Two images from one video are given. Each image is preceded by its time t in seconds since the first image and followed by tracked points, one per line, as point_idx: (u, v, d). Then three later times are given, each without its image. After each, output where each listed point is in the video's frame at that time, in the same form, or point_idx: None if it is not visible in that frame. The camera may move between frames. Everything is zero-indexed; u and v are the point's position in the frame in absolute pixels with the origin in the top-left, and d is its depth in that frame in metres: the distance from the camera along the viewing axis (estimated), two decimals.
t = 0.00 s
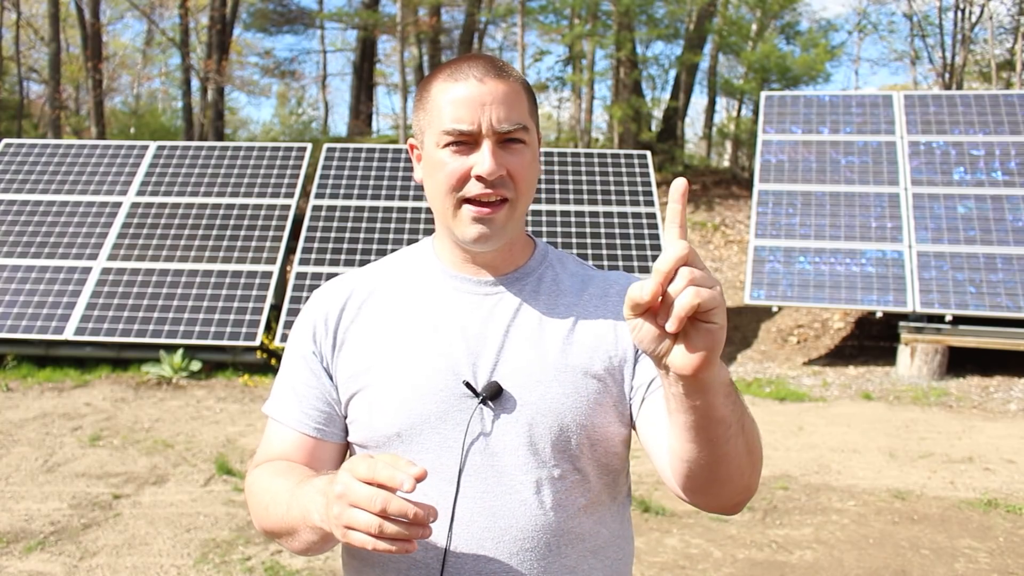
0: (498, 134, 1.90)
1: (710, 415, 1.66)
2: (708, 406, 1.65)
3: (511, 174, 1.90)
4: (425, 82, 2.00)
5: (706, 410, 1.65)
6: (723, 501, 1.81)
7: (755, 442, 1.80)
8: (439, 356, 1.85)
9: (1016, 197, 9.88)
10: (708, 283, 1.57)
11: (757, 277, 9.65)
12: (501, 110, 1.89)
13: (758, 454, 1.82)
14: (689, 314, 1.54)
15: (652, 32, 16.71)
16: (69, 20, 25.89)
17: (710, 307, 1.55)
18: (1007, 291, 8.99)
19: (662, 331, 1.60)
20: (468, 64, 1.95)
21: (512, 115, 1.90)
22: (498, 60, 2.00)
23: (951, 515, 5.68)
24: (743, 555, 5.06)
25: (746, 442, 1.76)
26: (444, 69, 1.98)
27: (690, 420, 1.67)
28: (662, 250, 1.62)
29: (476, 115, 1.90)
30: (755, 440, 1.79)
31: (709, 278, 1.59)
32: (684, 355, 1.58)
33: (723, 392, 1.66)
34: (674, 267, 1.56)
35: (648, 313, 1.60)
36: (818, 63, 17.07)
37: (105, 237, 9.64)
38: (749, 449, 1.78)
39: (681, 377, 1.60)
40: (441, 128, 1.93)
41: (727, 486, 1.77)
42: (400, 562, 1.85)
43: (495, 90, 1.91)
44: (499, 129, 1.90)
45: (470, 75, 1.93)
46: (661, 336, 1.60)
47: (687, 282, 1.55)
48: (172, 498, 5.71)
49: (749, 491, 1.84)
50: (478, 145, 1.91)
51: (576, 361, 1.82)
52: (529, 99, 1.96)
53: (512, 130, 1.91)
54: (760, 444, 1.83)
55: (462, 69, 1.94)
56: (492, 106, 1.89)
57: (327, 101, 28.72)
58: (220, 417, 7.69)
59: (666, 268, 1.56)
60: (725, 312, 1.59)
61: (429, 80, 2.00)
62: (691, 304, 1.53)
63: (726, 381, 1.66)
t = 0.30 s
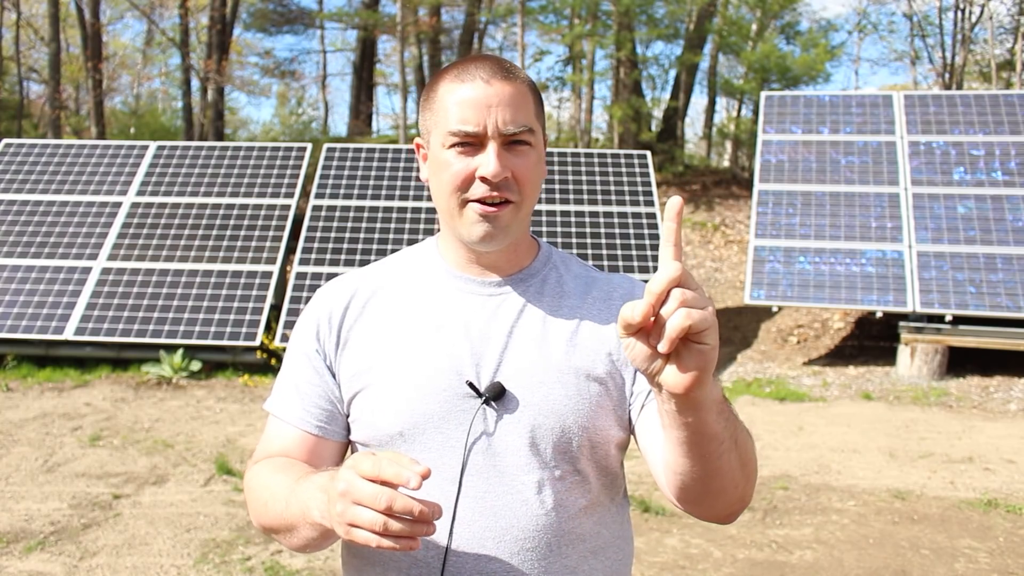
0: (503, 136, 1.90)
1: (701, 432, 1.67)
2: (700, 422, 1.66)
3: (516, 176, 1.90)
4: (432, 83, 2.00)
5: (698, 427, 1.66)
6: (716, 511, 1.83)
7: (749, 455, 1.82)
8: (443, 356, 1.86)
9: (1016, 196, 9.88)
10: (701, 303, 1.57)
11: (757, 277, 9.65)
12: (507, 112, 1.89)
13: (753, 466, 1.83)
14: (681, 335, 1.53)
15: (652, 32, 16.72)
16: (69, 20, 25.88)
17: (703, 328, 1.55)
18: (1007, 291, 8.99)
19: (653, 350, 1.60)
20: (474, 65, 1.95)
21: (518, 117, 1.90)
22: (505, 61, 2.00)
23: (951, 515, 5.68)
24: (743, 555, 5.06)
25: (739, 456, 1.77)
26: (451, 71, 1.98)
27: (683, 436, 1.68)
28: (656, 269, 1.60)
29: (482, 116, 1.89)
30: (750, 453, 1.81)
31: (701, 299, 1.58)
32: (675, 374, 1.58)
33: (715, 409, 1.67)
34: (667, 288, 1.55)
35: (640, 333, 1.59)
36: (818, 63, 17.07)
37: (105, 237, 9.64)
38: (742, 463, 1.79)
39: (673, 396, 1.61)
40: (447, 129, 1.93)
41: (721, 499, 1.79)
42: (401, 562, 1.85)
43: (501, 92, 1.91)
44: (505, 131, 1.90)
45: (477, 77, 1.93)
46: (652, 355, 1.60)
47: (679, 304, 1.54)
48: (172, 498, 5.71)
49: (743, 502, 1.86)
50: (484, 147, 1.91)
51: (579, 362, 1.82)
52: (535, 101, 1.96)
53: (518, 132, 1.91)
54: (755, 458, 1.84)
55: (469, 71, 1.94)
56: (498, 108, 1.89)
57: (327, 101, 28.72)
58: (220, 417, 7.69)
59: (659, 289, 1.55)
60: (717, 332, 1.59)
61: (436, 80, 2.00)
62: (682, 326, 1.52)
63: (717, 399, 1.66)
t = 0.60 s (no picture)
0: (522, 138, 1.89)
1: (664, 460, 1.67)
2: (662, 452, 1.65)
3: (533, 178, 1.89)
4: (453, 86, 2.00)
5: (660, 457, 1.66)
6: (692, 528, 1.83)
7: (725, 476, 1.81)
8: (453, 345, 1.86)
9: (1016, 197, 9.89)
10: (658, 341, 1.57)
11: (757, 277, 9.64)
12: (525, 116, 1.89)
13: (731, 485, 1.83)
14: (634, 373, 1.54)
15: (652, 32, 16.72)
16: (69, 21, 25.88)
17: (657, 366, 1.55)
18: (1007, 291, 8.99)
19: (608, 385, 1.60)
20: (495, 69, 1.94)
21: (536, 121, 1.90)
22: (525, 66, 2.00)
23: (951, 515, 5.68)
24: (743, 555, 5.05)
25: (711, 479, 1.76)
26: (472, 74, 1.97)
27: (648, 466, 1.69)
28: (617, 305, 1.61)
29: (501, 120, 1.89)
30: (724, 476, 1.81)
31: (658, 336, 1.58)
32: (633, 410, 1.58)
33: (677, 439, 1.65)
34: (622, 327, 1.56)
35: (601, 369, 1.60)
36: (818, 63, 17.07)
37: (105, 237, 9.63)
38: (716, 487, 1.79)
39: (632, 431, 1.61)
40: (467, 130, 1.92)
41: (693, 520, 1.80)
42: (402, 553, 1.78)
43: (520, 95, 1.90)
44: (524, 134, 1.89)
45: (497, 80, 1.93)
46: (610, 390, 1.61)
47: (633, 342, 1.55)
48: (172, 498, 5.71)
49: (722, 521, 1.85)
50: (502, 148, 1.90)
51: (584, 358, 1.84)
52: (553, 106, 1.96)
53: (536, 135, 1.90)
54: (734, 477, 1.84)
55: (489, 74, 1.93)
56: (517, 111, 1.89)
57: (327, 101, 28.72)
58: (220, 417, 7.68)
59: (614, 329, 1.56)
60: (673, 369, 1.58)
61: (458, 83, 1.99)
62: (634, 365, 1.53)
63: (679, 430, 1.65)
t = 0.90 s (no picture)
0: (524, 142, 1.87)
1: (606, 496, 1.54)
2: (602, 487, 1.52)
3: (536, 182, 1.88)
4: (458, 90, 1.98)
5: (602, 493, 1.53)
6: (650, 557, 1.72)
7: (685, 509, 1.69)
8: (474, 329, 1.87)
9: (1016, 197, 9.89)
10: (594, 382, 1.44)
11: (757, 277, 9.64)
12: (529, 120, 1.87)
13: (692, 519, 1.71)
14: (566, 415, 1.43)
15: (652, 32, 16.73)
16: (69, 20, 25.88)
17: (591, 410, 1.43)
18: (1007, 291, 8.99)
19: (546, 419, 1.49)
20: (499, 74, 1.92)
21: (539, 125, 1.87)
22: (528, 70, 1.97)
23: (951, 515, 5.68)
24: (743, 555, 5.05)
25: (665, 514, 1.64)
26: (477, 79, 1.95)
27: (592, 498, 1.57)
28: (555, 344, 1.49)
29: (505, 124, 1.86)
30: (684, 508, 1.69)
31: (596, 375, 1.46)
32: (569, 446, 1.47)
33: (618, 475, 1.53)
34: (557, 368, 1.44)
35: (538, 404, 1.49)
36: (818, 63, 17.08)
37: (105, 238, 9.64)
38: (671, 522, 1.66)
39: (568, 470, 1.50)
40: (471, 134, 1.90)
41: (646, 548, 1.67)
42: (414, 533, 1.72)
43: (524, 100, 1.88)
44: (527, 137, 1.87)
45: (501, 85, 1.90)
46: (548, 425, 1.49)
47: (567, 384, 1.43)
48: (172, 498, 5.71)
49: (681, 552, 1.74)
50: (505, 152, 1.88)
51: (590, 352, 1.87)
52: (557, 110, 1.93)
53: (540, 139, 1.88)
54: (696, 511, 1.72)
55: (494, 79, 1.91)
56: (521, 115, 1.87)
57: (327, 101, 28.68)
58: (220, 417, 7.68)
59: (548, 369, 1.45)
60: (611, 411, 1.46)
61: (463, 86, 1.96)
62: (565, 409, 1.41)
63: (621, 465, 1.52)
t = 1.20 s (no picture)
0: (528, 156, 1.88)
1: (580, 504, 1.53)
2: (574, 494, 1.51)
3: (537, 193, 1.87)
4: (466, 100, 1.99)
5: (575, 500, 1.52)
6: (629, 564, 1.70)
7: (663, 520, 1.67)
8: (469, 333, 1.87)
9: (1016, 197, 9.89)
10: (564, 393, 1.43)
11: (757, 277, 9.64)
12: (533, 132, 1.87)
13: (671, 530, 1.69)
14: (535, 424, 1.42)
15: (652, 32, 16.72)
16: (69, 21, 25.86)
17: (560, 420, 1.42)
18: (1007, 291, 8.99)
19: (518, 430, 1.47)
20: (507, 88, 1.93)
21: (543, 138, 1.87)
22: (536, 87, 1.99)
23: (951, 515, 5.68)
24: (743, 555, 5.05)
25: (641, 523, 1.62)
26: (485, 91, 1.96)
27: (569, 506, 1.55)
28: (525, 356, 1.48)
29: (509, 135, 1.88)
30: (663, 518, 1.67)
31: (566, 385, 1.45)
32: (539, 454, 1.46)
33: (591, 483, 1.51)
34: (526, 378, 1.44)
35: (510, 412, 1.49)
36: (818, 63, 17.07)
37: (105, 238, 9.64)
38: (647, 531, 1.64)
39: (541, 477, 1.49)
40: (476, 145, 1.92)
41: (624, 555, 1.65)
42: (403, 531, 1.71)
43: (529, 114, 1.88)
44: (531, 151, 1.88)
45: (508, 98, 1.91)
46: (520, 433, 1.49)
47: (535, 394, 1.42)
48: (172, 498, 5.71)
49: (661, 560, 1.72)
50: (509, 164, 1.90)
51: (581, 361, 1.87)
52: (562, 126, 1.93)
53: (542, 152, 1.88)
54: (676, 521, 1.70)
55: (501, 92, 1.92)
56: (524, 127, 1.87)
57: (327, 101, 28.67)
58: (220, 417, 7.68)
59: (518, 379, 1.45)
60: (580, 420, 1.46)
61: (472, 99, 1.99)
62: (533, 419, 1.41)
63: (595, 474, 1.51)
